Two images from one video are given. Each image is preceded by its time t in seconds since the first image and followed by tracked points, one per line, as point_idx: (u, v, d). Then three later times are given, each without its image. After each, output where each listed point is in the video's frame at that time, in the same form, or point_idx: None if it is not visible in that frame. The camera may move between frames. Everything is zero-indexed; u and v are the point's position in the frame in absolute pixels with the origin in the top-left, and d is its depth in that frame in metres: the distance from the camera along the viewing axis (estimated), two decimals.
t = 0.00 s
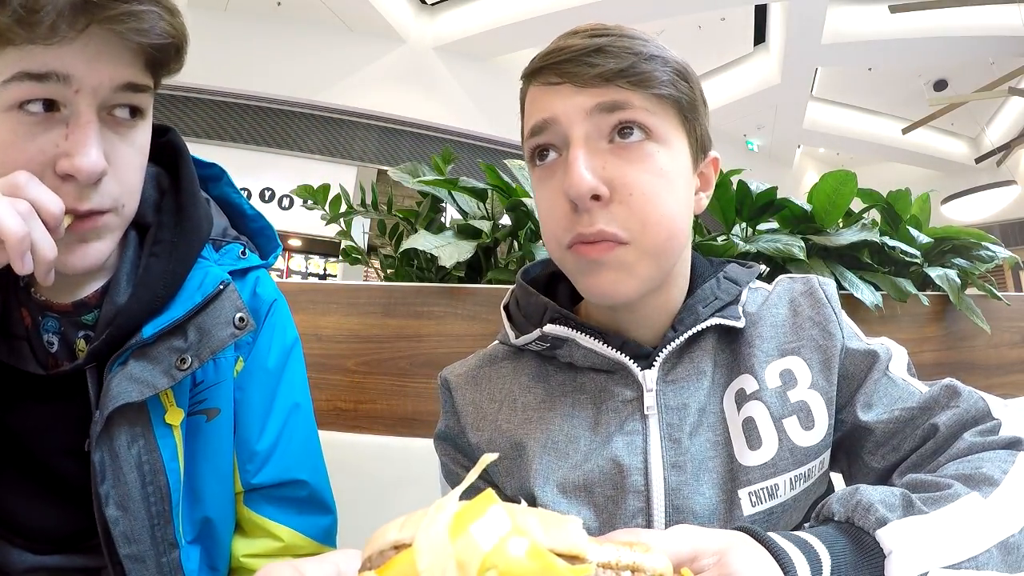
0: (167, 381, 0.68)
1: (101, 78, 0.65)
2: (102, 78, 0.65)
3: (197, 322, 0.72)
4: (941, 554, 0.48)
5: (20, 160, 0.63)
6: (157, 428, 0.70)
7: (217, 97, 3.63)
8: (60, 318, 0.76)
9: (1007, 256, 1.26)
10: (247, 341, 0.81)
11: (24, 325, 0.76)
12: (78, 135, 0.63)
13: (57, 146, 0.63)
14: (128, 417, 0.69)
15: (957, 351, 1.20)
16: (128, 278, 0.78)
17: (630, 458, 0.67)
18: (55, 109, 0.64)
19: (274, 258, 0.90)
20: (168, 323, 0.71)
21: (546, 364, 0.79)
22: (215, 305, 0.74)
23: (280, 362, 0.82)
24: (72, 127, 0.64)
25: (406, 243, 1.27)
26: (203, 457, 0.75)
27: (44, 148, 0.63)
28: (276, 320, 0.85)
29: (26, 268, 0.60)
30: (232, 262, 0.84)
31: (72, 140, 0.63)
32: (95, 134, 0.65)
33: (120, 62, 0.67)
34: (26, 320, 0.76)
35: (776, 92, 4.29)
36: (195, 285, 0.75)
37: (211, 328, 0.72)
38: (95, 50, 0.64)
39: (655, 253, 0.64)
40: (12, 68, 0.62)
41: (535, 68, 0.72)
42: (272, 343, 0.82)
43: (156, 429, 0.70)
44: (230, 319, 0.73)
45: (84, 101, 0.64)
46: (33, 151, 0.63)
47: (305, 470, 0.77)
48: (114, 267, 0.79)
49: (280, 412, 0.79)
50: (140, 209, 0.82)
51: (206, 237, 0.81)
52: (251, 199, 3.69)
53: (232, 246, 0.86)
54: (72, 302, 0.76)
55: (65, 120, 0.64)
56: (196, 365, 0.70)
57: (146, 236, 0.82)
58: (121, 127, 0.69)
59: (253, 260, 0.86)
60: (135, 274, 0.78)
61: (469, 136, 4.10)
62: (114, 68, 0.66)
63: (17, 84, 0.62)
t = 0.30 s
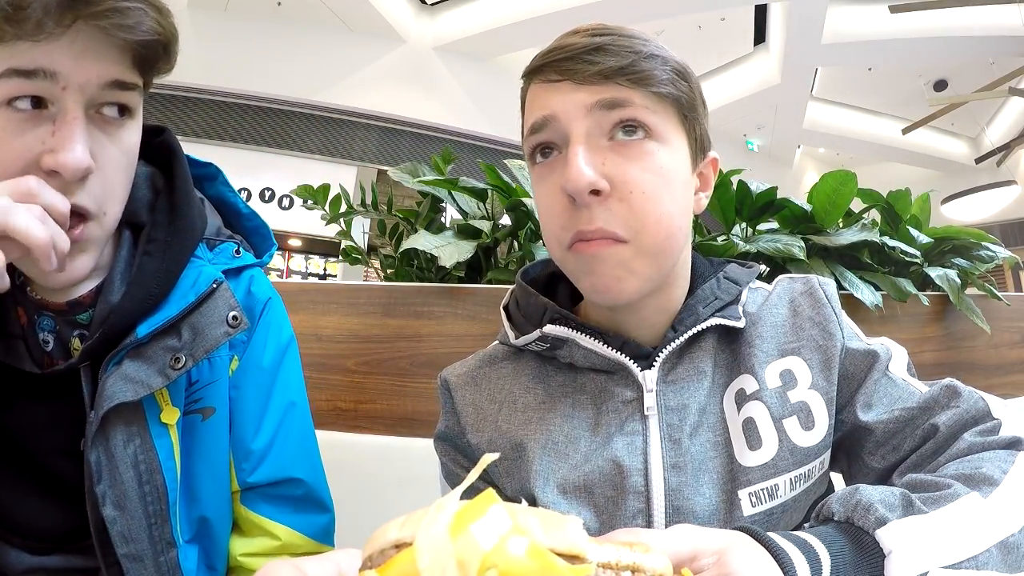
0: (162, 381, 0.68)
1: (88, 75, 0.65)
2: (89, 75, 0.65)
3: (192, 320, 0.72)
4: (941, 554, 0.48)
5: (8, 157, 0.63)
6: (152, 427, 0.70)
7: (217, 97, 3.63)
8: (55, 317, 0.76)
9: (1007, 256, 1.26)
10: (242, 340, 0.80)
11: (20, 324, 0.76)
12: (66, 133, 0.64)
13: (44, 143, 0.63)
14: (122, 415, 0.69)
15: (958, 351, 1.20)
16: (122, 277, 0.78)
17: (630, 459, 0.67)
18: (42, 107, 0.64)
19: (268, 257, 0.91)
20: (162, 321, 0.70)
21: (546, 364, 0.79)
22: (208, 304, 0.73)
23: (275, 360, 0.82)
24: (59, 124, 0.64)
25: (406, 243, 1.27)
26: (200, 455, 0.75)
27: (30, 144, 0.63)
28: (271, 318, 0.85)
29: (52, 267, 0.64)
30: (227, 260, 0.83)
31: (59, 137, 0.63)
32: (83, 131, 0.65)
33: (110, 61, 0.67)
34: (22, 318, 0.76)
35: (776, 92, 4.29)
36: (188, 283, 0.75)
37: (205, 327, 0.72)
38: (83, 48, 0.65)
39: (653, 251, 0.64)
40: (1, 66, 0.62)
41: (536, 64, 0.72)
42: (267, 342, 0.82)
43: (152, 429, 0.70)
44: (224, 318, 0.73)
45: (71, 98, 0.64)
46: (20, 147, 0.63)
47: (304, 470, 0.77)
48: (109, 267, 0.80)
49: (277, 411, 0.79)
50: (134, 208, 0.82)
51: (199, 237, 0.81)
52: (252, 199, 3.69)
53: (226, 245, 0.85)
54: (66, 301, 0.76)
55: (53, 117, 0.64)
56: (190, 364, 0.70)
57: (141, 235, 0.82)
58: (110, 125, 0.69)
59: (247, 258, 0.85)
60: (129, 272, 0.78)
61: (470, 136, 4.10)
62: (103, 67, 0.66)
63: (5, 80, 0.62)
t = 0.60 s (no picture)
0: (164, 380, 0.68)
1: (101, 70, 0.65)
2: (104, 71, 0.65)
3: (194, 321, 0.72)
4: (940, 553, 0.48)
5: (25, 149, 0.63)
6: (155, 427, 0.70)
7: (218, 96, 3.64)
8: (58, 317, 0.77)
9: (1007, 256, 1.27)
10: (243, 341, 0.80)
11: (23, 325, 0.77)
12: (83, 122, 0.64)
13: (63, 134, 0.63)
14: (125, 414, 0.69)
15: (957, 350, 1.20)
16: (125, 277, 0.78)
17: (629, 461, 0.67)
18: (59, 100, 0.64)
19: (269, 257, 0.91)
20: (166, 321, 0.71)
21: (545, 366, 0.80)
22: (211, 304, 0.74)
23: (276, 361, 0.82)
24: (77, 116, 0.64)
25: (406, 243, 1.27)
26: (202, 456, 0.75)
27: (50, 136, 0.63)
28: (272, 318, 0.85)
29: None
30: (229, 261, 0.83)
31: (78, 128, 0.64)
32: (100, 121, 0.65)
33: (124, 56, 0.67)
34: (25, 320, 0.77)
35: (776, 92, 4.29)
36: (191, 284, 0.75)
37: (207, 327, 0.72)
38: (96, 41, 0.65)
39: (687, 244, 0.65)
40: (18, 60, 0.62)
41: (567, 53, 0.72)
42: (268, 343, 0.82)
43: (154, 429, 0.70)
44: (226, 318, 0.73)
45: (90, 91, 0.65)
46: (39, 138, 0.63)
47: (303, 470, 0.78)
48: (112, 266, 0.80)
49: (277, 411, 0.79)
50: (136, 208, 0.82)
51: (200, 237, 0.81)
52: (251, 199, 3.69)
53: (227, 246, 0.85)
54: (70, 303, 0.77)
55: (70, 110, 0.64)
56: (192, 364, 0.70)
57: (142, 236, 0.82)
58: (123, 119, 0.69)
59: (248, 259, 0.85)
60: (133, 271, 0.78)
61: (469, 134, 4.09)
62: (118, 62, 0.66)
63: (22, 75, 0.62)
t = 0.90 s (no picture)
0: (168, 380, 0.68)
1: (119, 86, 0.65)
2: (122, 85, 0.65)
3: (197, 320, 0.72)
4: (940, 554, 0.48)
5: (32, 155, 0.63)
6: (157, 426, 0.70)
7: (218, 97, 3.65)
8: (61, 317, 0.76)
9: (1007, 256, 1.26)
10: (244, 341, 0.80)
11: (26, 325, 0.77)
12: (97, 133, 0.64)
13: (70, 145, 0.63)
14: (127, 412, 0.69)
15: (957, 350, 1.20)
16: (127, 277, 0.78)
17: (631, 461, 0.67)
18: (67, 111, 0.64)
19: (270, 257, 0.90)
20: (169, 322, 0.71)
21: (546, 366, 0.80)
22: (214, 304, 0.74)
23: (277, 361, 0.82)
24: (85, 128, 0.64)
25: (406, 243, 1.27)
26: (206, 456, 0.75)
27: (58, 143, 0.63)
28: (274, 319, 0.85)
29: None
30: (231, 262, 0.83)
31: (85, 142, 0.64)
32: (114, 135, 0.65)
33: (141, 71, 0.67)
34: (28, 321, 0.77)
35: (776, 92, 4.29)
36: (194, 285, 0.75)
37: (211, 327, 0.72)
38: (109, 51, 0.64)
39: (691, 245, 0.64)
40: (32, 69, 0.62)
41: (573, 52, 0.72)
42: (269, 343, 0.82)
43: (157, 428, 0.70)
44: (229, 318, 0.73)
45: (99, 105, 0.64)
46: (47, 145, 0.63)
47: (303, 469, 0.77)
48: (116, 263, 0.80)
49: (277, 411, 0.79)
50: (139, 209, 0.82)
51: (203, 239, 0.81)
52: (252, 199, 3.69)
53: (229, 247, 0.85)
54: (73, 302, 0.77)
55: (79, 120, 0.64)
56: (196, 364, 0.70)
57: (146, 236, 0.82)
58: (131, 129, 0.69)
59: (252, 261, 0.85)
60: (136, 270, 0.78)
61: (469, 134, 4.09)
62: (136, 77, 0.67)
63: (35, 84, 0.62)
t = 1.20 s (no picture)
0: (185, 381, 0.68)
1: (106, 100, 0.62)
2: (108, 99, 0.63)
3: (214, 323, 0.72)
4: (939, 554, 0.48)
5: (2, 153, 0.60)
6: (170, 428, 0.71)
7: (218, 97, 3.67)
8: (73, 320, 0.76)
9: (1007, 256, 1.26)
10: (256, 345, 0.81)
11: (37, 328, 0.77)
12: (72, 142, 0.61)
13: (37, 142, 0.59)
14: (143, 413, 0.69)
15: (957, 350, 1.20)
16: (143, 279, 0.79)
17: (630, 459, 0.67)
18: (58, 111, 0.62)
19: (280, 264, 0.91)
20: (186, 323, 0.71)
21: (547, 365, 0.80)
22: (231, 308, 0.74)
23: (287, 365, 0.82)
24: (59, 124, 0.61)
25: (406, 243, 1.27)
26: (214, 456, 0.75)
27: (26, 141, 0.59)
28: (284, 323, 0.85)
29: None
30: (244, 267, 0.84)
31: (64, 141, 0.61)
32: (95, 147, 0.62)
33: (133, 80, 0.65)
34: (38, 323, 0.77)
35: (776, 92, 4.28)
36: (210, 288, 0.75)
37: (227, 329, 0.72)
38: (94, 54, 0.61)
39: (689, 248, 0.64)
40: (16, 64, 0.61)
41: (572, 55, 0.72)
42: (279, 347, 0.82)
43: (170, 429, 0.70)
44: (245, 322, 0.73)
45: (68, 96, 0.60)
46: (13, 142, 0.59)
47: (309, 471, 0.78)
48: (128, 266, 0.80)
49: (286, 414, 0.79)
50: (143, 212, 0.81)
51: (218, 244, 0.81)
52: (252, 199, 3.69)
53: (242, 252, 0.85)
54: (85, 305, 0.77)
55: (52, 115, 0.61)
56: (212, 366, 0.70)
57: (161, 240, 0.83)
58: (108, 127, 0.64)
59: (263, 266, 0.86)
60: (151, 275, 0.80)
61: (469, 135, 4.09)
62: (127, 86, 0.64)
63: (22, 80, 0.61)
